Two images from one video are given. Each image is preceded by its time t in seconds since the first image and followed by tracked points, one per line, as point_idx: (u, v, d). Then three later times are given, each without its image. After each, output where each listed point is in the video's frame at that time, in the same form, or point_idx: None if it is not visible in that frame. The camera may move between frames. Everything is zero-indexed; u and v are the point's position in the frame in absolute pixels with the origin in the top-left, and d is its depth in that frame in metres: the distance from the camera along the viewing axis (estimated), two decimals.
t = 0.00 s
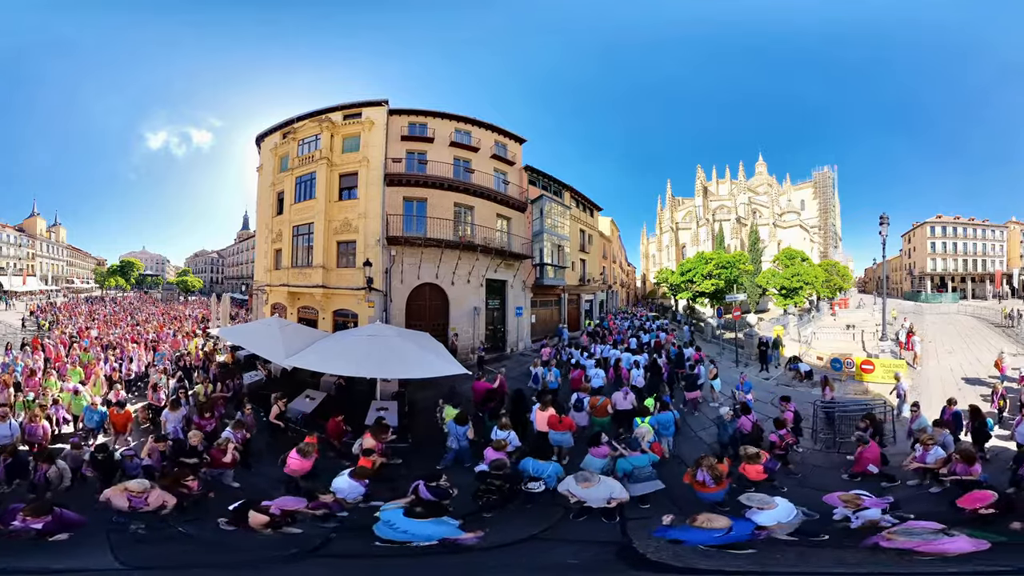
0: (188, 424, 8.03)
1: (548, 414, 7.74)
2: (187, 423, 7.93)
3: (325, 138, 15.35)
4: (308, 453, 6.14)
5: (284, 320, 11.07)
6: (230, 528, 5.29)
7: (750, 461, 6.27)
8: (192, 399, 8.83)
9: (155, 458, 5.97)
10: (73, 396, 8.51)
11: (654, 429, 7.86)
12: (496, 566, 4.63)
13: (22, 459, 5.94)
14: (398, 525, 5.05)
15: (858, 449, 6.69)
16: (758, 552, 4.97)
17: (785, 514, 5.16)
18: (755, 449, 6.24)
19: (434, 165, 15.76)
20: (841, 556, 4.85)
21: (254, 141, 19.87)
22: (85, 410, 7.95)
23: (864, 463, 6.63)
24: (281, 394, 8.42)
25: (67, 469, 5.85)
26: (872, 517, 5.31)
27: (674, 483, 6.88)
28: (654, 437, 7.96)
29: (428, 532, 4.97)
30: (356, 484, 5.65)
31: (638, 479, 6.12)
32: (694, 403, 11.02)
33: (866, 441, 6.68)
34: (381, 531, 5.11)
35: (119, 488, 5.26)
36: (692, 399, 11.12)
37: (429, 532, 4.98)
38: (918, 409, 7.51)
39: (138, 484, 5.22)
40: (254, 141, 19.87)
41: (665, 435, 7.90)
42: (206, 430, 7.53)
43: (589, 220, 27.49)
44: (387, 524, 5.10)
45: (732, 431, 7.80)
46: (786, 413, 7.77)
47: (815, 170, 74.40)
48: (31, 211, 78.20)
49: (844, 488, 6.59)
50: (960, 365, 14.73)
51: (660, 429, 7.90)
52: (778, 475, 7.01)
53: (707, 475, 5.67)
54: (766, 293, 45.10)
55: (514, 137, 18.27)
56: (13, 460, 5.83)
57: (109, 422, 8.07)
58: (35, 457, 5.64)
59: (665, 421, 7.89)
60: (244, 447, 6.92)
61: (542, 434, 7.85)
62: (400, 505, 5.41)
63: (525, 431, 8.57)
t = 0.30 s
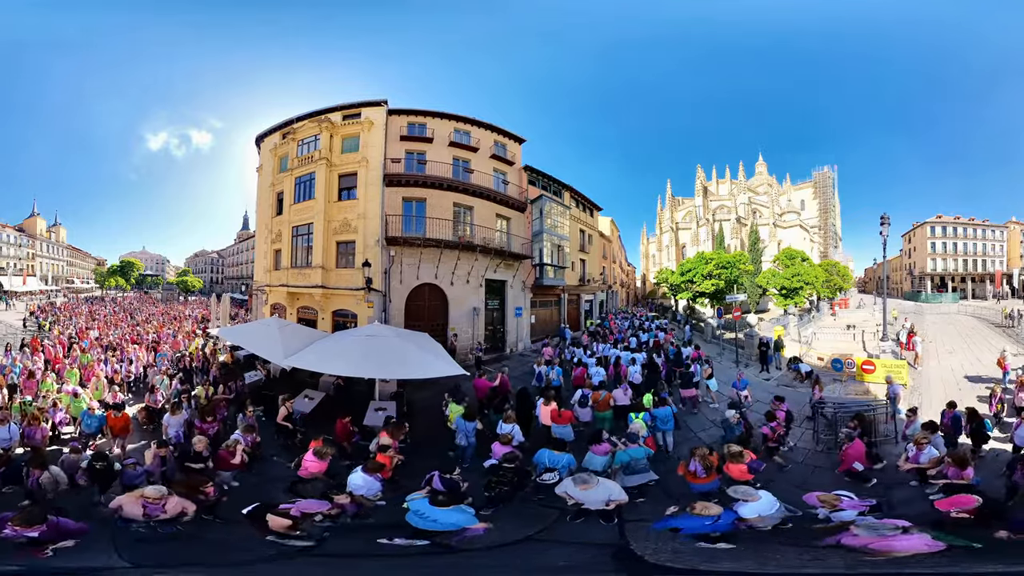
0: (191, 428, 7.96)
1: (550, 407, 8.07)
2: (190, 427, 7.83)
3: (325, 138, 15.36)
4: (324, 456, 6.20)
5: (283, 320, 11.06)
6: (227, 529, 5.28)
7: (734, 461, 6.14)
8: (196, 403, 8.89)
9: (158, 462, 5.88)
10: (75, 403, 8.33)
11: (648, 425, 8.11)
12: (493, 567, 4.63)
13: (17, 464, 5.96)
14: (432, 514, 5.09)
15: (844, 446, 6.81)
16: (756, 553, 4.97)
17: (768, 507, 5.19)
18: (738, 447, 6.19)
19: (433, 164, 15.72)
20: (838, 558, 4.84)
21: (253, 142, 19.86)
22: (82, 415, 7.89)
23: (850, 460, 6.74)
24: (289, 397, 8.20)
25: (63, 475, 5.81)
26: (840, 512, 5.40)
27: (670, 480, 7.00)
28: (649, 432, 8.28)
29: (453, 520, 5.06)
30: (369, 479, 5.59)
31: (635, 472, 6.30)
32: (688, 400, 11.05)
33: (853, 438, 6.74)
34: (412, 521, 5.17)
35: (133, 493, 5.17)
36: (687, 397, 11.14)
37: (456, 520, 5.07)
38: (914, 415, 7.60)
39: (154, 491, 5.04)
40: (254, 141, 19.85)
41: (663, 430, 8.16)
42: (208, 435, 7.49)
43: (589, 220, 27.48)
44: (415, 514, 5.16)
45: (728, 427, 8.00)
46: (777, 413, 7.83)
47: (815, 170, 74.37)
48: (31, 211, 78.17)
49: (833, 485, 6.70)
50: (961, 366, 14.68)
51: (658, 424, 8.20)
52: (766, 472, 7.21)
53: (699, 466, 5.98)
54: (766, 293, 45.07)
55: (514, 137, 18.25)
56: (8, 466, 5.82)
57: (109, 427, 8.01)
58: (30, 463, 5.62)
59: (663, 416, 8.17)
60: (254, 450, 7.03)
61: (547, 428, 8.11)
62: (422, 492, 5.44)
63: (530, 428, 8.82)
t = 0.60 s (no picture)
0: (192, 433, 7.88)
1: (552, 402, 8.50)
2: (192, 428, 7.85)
3: (324, 139, 15.37)
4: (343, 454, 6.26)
5: (283, 320, 11.05)
6: (221, 532, 5.26)
7: (719, 458, 6.19)
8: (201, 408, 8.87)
9: (169, 466, 5.91)
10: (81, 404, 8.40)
11: (643, 420, 8.28)
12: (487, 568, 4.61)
13: (9, 472, 5.95)
14: (450, 504, 5.30)
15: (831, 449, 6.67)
16: (751, 554, 4.95)
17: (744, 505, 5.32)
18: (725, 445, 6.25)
19: (432, 165, 15.70)
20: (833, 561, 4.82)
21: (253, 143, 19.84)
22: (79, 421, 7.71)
23: (835, 463, 6.61)
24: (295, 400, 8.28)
25: (62, 481, 5.75)
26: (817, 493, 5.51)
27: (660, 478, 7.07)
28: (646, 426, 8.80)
29: (467, 508, 5.32)
30: (383, 474, 5.73)
31: (628, 466, 6.47)
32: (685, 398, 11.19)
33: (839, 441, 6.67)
34: (431, 514, 5.40)
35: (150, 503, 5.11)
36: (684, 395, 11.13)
37: (472, 508, 5.35)
38: (911, 422, 7.35)
39: (172, 501, 4.97)
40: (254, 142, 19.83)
41: (658, 423, 8.61)
42: (212, 437, 7.24)
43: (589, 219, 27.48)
44: (433, 504, 5.39)
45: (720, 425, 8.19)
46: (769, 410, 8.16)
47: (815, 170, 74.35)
48: (32, 211, 78.23)
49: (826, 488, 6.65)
50: (961, 366, 14.64)
51: (653, 418, 8.64)
52: (762, 472, 7.32)
53: (690, 458, 6.16)
54: (766, 293, 45.02)
55: (513, 138, 18.23)
56: (1, 474, 5.79)
57: (107, 431, 7.82)
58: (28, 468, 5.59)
59: (657, 411, 8.59)
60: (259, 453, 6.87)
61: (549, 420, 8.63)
62: (440, 483, 5.66)
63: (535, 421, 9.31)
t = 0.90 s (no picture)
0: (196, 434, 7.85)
1: (557, 395, 8.78)
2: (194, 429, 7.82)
3: (324, 140, 15.35)
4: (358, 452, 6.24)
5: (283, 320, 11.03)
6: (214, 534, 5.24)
7: (703, 453, 6.26)
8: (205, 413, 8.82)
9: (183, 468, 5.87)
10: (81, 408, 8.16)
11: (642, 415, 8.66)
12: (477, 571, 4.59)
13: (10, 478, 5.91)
14: (472, 493, 5.47)
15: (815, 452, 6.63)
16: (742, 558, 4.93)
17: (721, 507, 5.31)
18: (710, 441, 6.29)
19: (431, 165, 15.67)
20: (823, 563, 4.82)
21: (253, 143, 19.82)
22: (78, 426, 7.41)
23: (817, 465, 6.60)
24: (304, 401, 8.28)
25: (68, 487, 5.65)
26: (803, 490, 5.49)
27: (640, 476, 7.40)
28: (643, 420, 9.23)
29: (486, 496, 5.46)
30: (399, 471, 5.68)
31: (616, 459, 6.48)
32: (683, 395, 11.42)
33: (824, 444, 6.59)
34: (457, 504, 5.54)
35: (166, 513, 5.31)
36: (682, 392, 11.50)
37: (491, 497, 5.49)
38: (906, 423, 7.24)
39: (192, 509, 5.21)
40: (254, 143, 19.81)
41: (655, 417, 9.03)
42: (219, 438, 7.20)
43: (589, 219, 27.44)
44: (457, 495, 5.53)
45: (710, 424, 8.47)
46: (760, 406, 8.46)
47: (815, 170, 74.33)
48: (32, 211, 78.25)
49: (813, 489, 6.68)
50: (962, 367, 14.59)
51: (650, 412, 9.05)
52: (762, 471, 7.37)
53: (674, 453, 6.36)
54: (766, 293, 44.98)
55: (512, 137, 18.19)
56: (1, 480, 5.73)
57: (108, 436, 7.47)
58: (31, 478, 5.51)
59: (654, 405, 9.02)
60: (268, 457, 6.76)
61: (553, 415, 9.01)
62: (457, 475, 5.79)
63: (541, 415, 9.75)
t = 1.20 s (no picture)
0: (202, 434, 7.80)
1: (562, 391, 9.07)
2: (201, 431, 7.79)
3: (322, 141, 15.31)
4: (369, 450, 6.30)
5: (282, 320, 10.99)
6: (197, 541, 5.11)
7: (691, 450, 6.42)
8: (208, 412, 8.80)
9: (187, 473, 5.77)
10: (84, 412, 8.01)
11: (641, 412, 8.71)
12: (467, 572, 4.56)
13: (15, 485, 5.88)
14: (483, 487, 5.60)
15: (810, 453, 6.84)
16: (734, 560, 4.90)
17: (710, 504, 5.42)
18: (701, 438, 6.45)
19: (429, 165, 15.64)
20: (815, 564, 4.79)
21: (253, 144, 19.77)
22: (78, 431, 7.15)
23: (807, 465, 6.89)
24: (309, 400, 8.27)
25: (73, 493, 5.59)
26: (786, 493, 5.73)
27: (631, 472, 7.43)
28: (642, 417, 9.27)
29: (496, 490, 5.60)
30: (411, 467, 5.80)
31: (610, 454, 6.75)
32: (682, 394, 11.45)
33: (817, 445, 6.80)
34: (469, 499, 5.69)
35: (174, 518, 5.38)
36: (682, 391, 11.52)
37: (500, 491, 5.63)
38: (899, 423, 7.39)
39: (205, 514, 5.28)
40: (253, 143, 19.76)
41: (653, 414, 9.08)
42: (223, 438, 7.13)
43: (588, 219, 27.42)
44: (469, 489, 5.68)
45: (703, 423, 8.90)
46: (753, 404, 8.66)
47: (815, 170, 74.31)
48: (32, 211, 78.24)
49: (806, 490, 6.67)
50: (962, 367, 14.55)
51: (649, 409, 9.10)
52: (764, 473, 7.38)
53: (669, 451, 6.34)
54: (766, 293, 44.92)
55: (511, 137, 18.14)
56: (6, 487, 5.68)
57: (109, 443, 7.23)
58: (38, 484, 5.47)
59: (653, 403, 9.03)
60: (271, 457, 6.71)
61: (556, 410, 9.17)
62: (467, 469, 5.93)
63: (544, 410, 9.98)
